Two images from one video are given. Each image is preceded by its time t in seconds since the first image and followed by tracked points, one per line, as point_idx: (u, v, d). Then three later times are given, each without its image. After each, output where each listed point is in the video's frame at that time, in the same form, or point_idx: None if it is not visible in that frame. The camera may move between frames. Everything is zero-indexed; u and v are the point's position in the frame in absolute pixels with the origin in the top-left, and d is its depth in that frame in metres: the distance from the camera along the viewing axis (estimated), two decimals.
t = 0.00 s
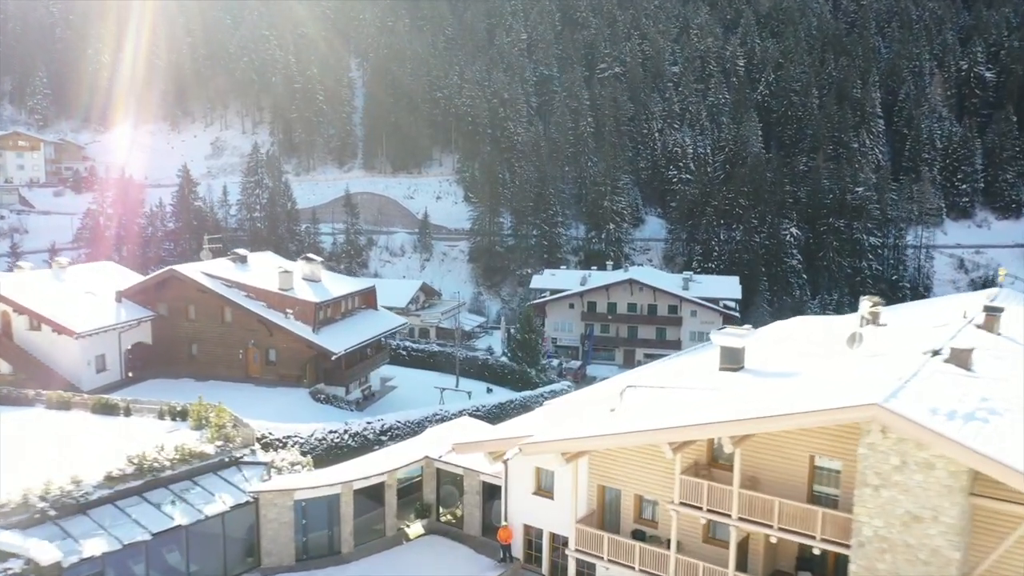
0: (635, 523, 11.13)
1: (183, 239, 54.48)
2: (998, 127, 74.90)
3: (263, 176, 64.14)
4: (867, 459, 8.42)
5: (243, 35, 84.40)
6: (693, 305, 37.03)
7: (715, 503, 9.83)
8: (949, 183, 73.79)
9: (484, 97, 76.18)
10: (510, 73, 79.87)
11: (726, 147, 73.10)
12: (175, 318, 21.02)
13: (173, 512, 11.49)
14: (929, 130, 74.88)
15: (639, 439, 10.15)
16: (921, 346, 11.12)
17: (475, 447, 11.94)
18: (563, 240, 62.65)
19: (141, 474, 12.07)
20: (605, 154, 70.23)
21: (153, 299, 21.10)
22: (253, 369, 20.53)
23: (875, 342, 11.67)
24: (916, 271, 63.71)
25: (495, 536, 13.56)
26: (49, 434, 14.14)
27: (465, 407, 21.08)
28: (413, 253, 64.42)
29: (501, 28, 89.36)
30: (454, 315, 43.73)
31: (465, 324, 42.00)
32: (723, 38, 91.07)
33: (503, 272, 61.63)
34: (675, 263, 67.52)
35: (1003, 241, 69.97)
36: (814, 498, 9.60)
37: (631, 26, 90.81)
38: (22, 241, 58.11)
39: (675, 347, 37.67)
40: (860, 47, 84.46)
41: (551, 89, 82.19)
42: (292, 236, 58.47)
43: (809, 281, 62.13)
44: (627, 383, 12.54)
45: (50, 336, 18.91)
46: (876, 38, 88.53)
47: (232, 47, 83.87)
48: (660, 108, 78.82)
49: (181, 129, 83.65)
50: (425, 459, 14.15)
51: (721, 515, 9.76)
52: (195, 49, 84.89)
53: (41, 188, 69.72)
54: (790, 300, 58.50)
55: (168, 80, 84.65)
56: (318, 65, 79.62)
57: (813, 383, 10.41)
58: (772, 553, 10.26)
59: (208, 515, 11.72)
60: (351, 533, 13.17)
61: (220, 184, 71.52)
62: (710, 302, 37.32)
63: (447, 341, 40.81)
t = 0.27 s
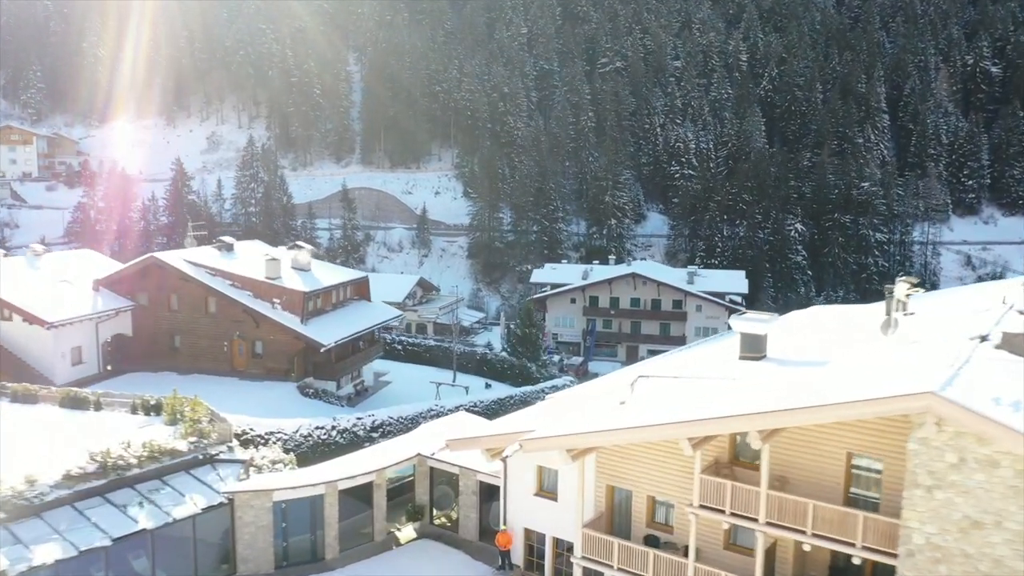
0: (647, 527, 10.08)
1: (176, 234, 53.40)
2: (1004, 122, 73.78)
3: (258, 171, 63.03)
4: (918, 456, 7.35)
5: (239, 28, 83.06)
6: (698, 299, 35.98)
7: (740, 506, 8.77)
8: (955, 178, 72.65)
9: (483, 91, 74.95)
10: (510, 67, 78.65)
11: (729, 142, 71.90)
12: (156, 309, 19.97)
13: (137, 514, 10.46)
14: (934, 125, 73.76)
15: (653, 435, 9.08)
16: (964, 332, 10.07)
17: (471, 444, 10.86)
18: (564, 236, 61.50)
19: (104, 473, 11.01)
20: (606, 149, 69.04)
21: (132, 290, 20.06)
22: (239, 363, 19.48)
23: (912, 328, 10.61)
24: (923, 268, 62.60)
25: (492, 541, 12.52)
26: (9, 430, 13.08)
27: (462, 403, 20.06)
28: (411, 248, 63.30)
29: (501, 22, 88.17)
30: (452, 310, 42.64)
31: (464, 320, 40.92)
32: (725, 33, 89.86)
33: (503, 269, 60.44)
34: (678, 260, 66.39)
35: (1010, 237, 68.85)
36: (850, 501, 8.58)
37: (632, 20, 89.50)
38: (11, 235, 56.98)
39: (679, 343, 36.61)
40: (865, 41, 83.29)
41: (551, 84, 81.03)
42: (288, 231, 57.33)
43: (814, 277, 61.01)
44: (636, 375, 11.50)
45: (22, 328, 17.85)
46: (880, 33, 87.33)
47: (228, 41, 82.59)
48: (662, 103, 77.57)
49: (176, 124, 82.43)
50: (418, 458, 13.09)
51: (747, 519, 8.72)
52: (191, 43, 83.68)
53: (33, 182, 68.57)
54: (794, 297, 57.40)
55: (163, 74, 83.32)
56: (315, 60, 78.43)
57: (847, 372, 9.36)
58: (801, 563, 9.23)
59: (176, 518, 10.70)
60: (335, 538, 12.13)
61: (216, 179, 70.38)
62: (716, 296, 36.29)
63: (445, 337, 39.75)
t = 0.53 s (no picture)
0: (662, 531, 9.06)
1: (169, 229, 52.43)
2: (1011, 117, 72.68)
3: (254, 164, 62.01)
4: (985, 452, 6.35)
5: (235, 21, 81.87)
6: (703, 293, 34.94)
7: (772, 508, 7.72)
8: (961, 174, 71.54)
9: (483, 84, 73.80)
10: (511, 61, 77.55)
11: (732, 138, 70.94)
12: (134, 299, 19.00)
13: (93, 517, 9.98)
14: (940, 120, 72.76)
15: (671, 428, 8.03)
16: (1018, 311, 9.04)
17: (466, 439, 9.80)
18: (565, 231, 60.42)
19: (62, 471, 10.65)
20: (608, 143, 67.93)
21: (110, 278, 19.12)
22: (224, 355, 18.46)
23: (956, 309, 9.62)
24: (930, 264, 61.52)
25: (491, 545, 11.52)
26: None
27: (459, 397, 19.06)
28: (409, 244, 62.27)
29: (501, 16, 87.07)
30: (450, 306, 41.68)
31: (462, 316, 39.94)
32: (727, 27, 88.75)
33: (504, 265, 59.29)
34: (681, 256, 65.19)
35: (1017, 234, 67.77)
36: (896, 503, 7.59)
37: (633, 15, 88.37)
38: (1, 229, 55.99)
39: (683, 338, 35.56)
40: (869, 36, 82.19)
41: (552, 79, 80.01)
42: (284, 227, 56.33)
43: (819, 274, 59.97)
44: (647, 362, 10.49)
45: None
46: (885, 27, 86.23)
47: (224, 34, 81.45)
48: (664, 98, 76.47)
49: (172, 119, 81.36)
50: (409, 455, 12.09)
51: (781, 524, 7.70)
52: (187, 38, 82.59)
53: (25, 177, 67.55)
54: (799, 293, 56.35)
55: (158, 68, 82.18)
56: (313, 53, 77.34)
57: (888, 356, 8.36)
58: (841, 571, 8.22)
59: (138, 519, 10.23)
60: (316, 541, 11.25)
61: (210, 174, 69.28)
62: (721, 290, 35.28)
63: (443, 332, 38.76)
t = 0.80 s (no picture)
0: (680, 535, 8.08)
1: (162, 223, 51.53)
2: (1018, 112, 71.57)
3: (249, 158, 61.00)
4: None
5: (232, 15, 80.79)
6: (708, 287, 33.95)
7: (811, 509, 6.70)
8: (967, 170, 70.44)
9: (483, 78, 72.71)
10: (511, 55, 76.43)
11: (735, 133, 69.92)
12: (114, 287, 18.63)
13: (44, 518, 9.19)
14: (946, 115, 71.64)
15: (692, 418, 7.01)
16: None
17: (459, 432, 8.77)
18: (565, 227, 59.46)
19: (11, 467, 10.03)
20: (609, 138, 66.85)
21: (89, 265, 18.72)
22: (206, 346, 17.89)
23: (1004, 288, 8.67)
24: (937, 261, 60.41)
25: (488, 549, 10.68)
26: None
27: (454, 391, 18.20)
28: (407, 239, 61.35)
29: (501, 10, 85.99)
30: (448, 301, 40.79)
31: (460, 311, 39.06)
32: (730, 22, 87.64)
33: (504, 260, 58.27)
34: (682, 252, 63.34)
35: None
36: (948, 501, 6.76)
37: (635, 9, 87.26)
38: None
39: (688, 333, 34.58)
40: (874, 30, 81.11)
41: (553, 73, 78.97)
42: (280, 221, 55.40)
43: (823, 270, 58.89)
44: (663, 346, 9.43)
45: None
46: (890, 22, 85.15)
47: (221, 28, 80.36)
48: (666, 92, 75.41)
49: (168, 114, 80.36)
50: (398, 451, 11.22)
51: (818, 526, 6.77)
52: (183, 32, 81.57)
53: (18, 171, 66.56)
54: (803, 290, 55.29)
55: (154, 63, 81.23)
56: (310, 47, 76.28)
57: (937, 336, 7.41)
58: None
59: (95, 520, 9.43)
60: (296, 544, 10.42)
61: (207, 169, 68.34)
62: (727, 284, 34.30)
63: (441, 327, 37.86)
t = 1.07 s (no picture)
0: (700, 537, 7.16)
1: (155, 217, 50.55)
2: None
3: (245, 152, 59.98)
4: None
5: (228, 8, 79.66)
6: (713, 280, 33.01)
7: (860, 508, 5.77)
8: (973, 165, 69.41)
9: (482, 72, 71.60)
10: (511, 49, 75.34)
11: (738, 127, 68.95)
12: (92, 271, 18.02)
13: None
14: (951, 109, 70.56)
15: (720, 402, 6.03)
16: None
17: (453, 421, 7.80)
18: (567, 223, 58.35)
19: None
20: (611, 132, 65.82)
21: (66, 249, 18.13)
22: (188, 335, 17.43)
23: None
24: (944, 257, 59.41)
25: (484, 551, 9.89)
26: None
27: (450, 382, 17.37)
28: (406, 234, 60.44)
29: (501, 4, 84.91)
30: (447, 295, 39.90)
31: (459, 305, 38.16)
32: (733, 16, 86.43)
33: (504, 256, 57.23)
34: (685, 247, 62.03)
35: None
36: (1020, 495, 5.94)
37: (636, 3, 86.09)
38: None
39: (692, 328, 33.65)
40: (878, 25, 80.03)
41: (553, 67, 77.91)
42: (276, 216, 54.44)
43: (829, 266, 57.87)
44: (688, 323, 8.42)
45: None
46: (894, 16, 84.06)
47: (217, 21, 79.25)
48: (668, 86, 74.20)
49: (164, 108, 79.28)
50: (387, 442, 10.46)
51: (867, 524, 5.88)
52: (178, 26, 80.62)
53: (10, 165, 65.48)
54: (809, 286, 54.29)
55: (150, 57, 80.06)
56: (307, 40, 75.22)
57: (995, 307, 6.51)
58: None
59: (42, 521, 8.45)
60: (272, 543, 9.68)
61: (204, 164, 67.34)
62: (733, 277, 33.37)
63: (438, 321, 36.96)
